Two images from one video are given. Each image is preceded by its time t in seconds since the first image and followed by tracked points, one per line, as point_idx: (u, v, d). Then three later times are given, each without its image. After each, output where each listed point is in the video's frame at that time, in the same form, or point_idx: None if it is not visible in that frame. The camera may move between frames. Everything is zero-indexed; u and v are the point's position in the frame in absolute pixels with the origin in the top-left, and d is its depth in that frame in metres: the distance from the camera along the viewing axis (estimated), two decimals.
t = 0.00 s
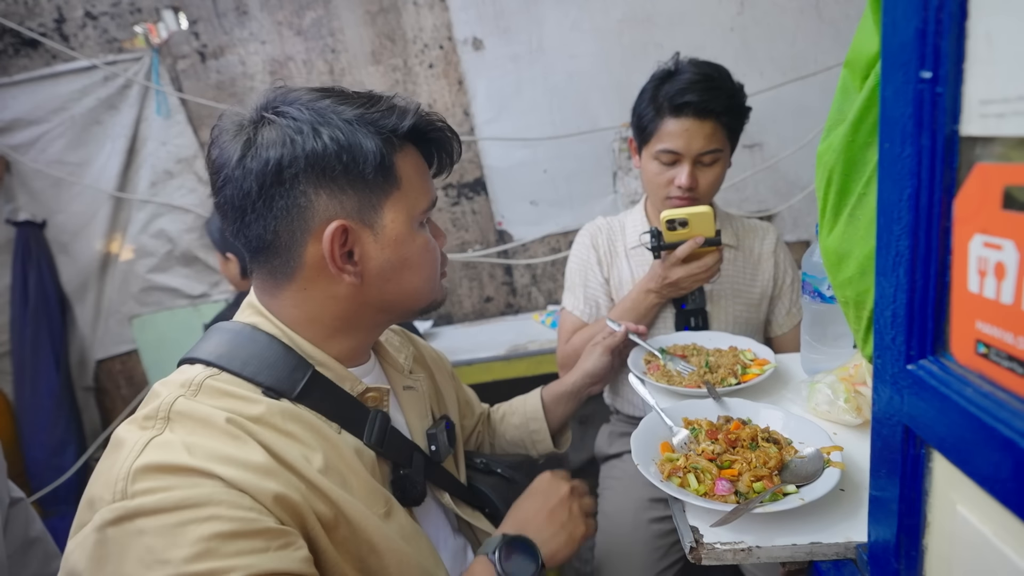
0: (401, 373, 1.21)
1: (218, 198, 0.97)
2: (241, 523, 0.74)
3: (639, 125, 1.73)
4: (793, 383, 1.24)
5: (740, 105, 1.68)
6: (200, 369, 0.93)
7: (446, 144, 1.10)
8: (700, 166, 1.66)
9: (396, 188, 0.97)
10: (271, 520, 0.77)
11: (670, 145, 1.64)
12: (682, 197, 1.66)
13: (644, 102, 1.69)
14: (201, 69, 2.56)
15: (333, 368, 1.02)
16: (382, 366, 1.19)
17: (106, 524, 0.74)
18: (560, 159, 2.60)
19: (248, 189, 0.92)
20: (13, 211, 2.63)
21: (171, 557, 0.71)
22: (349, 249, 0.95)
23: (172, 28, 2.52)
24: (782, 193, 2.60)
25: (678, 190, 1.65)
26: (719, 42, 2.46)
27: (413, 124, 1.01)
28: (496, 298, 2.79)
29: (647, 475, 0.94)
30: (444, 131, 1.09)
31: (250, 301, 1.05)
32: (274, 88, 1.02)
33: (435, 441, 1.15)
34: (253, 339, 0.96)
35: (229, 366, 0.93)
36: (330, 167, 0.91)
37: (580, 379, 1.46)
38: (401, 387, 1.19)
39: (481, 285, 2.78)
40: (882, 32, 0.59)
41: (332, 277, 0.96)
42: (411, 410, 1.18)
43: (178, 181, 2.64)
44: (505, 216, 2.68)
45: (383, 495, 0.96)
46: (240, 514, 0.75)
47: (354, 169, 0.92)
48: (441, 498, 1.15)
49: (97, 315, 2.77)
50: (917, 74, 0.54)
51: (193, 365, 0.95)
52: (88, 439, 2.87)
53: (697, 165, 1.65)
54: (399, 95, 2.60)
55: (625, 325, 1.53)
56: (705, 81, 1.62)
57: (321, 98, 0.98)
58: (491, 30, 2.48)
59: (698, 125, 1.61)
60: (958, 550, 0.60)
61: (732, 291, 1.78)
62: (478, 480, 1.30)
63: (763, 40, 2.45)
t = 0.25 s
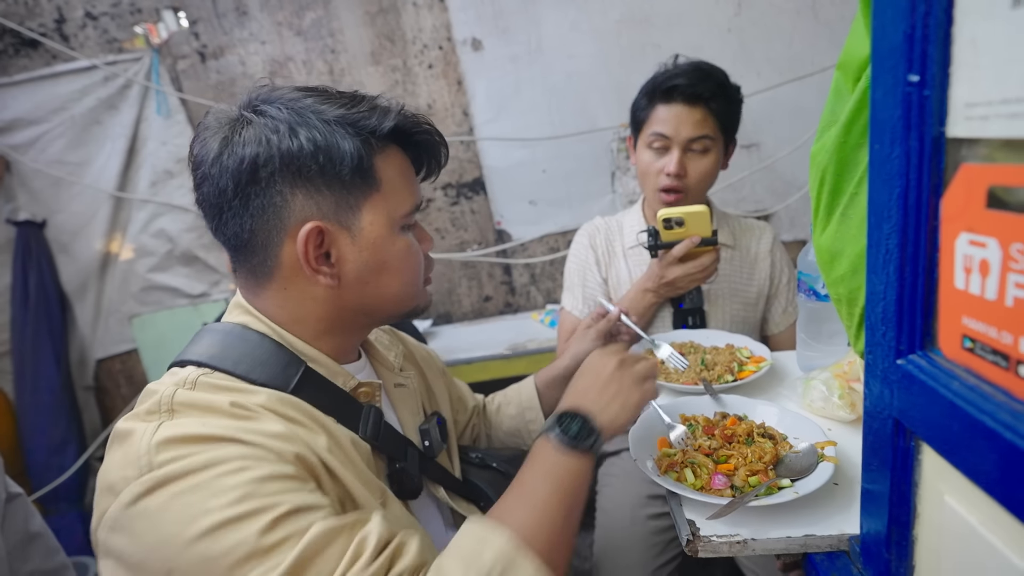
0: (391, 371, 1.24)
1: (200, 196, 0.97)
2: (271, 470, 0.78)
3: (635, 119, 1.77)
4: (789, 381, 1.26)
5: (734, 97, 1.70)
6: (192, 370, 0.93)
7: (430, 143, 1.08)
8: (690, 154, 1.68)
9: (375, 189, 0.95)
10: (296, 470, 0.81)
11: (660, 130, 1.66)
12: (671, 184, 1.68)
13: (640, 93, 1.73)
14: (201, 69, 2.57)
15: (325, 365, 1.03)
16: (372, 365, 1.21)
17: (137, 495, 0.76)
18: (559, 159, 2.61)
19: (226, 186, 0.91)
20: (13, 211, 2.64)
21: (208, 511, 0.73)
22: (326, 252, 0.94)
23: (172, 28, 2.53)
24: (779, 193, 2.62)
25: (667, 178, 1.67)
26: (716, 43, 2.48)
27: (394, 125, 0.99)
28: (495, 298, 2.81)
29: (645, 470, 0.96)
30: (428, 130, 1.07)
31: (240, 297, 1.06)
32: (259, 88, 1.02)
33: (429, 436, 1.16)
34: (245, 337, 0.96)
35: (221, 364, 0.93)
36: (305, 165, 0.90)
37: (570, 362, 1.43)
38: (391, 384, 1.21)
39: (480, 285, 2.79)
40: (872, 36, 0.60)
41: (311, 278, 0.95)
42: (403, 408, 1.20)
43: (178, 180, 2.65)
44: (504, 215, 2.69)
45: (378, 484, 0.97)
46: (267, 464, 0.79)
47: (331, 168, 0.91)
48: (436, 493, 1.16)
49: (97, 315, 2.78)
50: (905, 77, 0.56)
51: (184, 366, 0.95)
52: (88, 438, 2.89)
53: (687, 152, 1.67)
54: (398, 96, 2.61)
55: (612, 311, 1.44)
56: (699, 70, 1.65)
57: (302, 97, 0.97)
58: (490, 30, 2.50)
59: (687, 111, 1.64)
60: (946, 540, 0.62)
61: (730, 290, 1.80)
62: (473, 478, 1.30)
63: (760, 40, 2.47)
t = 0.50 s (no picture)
0: (391, 363, 1.25)
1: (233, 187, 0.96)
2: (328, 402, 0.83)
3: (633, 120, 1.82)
4: (784, 377, 1.28)
5: (726, 91, 1.72)
6: (211, 355, 0.92)
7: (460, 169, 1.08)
8: (679, 144, 1.69)
9: (405, 208, 0.94)
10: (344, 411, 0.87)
11: (650, 119, 1.70)
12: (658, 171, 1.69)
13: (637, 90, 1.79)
14: (201, 69, 2.59)
15: (336, 353, 1.03)
16: (374, 358, 1.22)
17: (202, 440, 0.79)
18: (557, 159, 2.63)
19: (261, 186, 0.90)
20: (14, 210, 2.65)
21: (281, 430, 0.77)
22: (351, 261, 0.93)
23: (172, 29, 2.55)
24: (776, 193, 2.65)
25: (655, 166, 1.68)
26: (713, 43, 2.50)
27: (429, 148, 0.98)
28: (494, 296, 2.83)
29: (642, 464, 0.98)
30: (458, 155, 1.07)
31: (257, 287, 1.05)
32: (302, 90, 1.00)
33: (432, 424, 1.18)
34: (263, 324, 0.96)
35: (240, 349, 0.93)
36: (341, 176, 0.89)
37: (563, 342, 1.49)
38: (393, 374, 1.22)
39: (479, 284, 2.81)
40: (861, 42, 0.63)
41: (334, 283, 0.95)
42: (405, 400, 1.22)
43: (178, 180, 2.67)
44: (502, 215, 2.71)
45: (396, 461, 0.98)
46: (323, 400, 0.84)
47: (366, 184, 0.90)
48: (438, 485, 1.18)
49: (97, 314, 2.79)
50: (891, 81, 0.58)
51: (202, 354, 0.94)
52: (89, 437, 2.90)
53: (676, 141, 1.69)
54: (398, 96, 2.63)
55: (602, 288, 1.54)
56: (689, 63, 1.70)
57: (346, 107, 0.96)
58: (489, 31, 2.52)
59: (676, 100, 1.68)
60: (930, 528, 0.64)
61: (727, 289, 1.83)
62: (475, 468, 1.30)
63: (757, 41, 2.49)
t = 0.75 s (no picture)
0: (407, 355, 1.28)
1: (291, 177, 0.97)
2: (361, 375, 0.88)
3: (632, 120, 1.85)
4: (777, 372, 1.31)
5: (724, 93, 1.75)
6: (246, 337, 0.95)
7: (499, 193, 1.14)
8: (679, 146, 1.71)
9: (451, 225, 1.00)
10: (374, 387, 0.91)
11: (650, 122, 1.72)
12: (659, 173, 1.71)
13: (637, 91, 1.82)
14: (201, 70, 2.61)
15: (364, 343, 1.06)
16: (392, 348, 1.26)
17: (244, 404, 0.83)
18: (555, 159, 2.66)
19: (324, 187, 0.92)
20: (15, 210, 2.67)
21: (319, 395, 0.82)
22: (401, 270, 0.98)
23: (173, 29, 2.57)
24: (771, 192, 2.67)
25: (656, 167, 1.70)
26: (709, 44, 2.53)
27: (480, 172, 1.04)
28: (492, 295, 2.85)
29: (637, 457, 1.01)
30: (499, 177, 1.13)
31: (291, 278, 1.08)
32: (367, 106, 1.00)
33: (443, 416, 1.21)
34: (295, 309, 0.99)
35: (272, 331, 0.96)
36: (404, 196, 0.92)
37: (557, 333, 1.52)
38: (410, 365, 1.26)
39: (477, 282, 2.84)
40: (846, 47, 0.65)
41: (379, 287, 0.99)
42: (421, 389, 1.25)
43: (178, 180, 2.69)
44: (501, 214, 2.74)
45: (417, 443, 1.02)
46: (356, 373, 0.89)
47: (428, 207, 0.95)
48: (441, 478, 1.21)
49: (98, 313, 2.81)
50: (873, 86, 0.60)
51: (236, 334, 0.97)
52: (90, 435, 2.92)
53: (676, 143, 1.71)
54: (397, 96, 2.65)
55: (595, 279, 1.55)
56: (688, 65, 1.73)
57: (413, 126, 0.99)
58: (487, 32, 2.54)
59: (675, 102, 1.71)
60: (913, 515, 0.67)
61: (722, 287, 1.86)
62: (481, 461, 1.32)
63: (752, 42, 2.52)
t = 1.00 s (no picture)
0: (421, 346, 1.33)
1: (300, 182, 1.09)
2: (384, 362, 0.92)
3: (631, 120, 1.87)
4: (769, 368, 1.34)
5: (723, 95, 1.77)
6: (275, 321, 1.00)
7: (490, 162, 1.21)
8: (679, 146, 1.74)
9: (446, 186, 1.05)
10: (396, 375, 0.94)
11: (651, 123, 1.74)
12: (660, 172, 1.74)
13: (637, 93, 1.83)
14: (201, 71, 2.63)
15: (382, 330, 1.12)
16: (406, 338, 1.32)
17: (276, 381, 0.86)
18: (553, 159, 2.68)
19: (324, 171, 1.04)
20: (16, 210, 2.69)
21: (346, 377, 0.85)
22: (399, 234, 1.03)
23: (173, 30, 2.59)
24: (768, 192, 2.70)
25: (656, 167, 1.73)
26: (705, 45, 2.55)
27: (467, 139, 1.11)
28: (491, 294, 2.88)
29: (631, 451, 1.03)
30: (489, 151, 1.20)
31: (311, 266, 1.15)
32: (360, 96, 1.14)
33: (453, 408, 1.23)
34: (321, 297, 1.05)
35: (299, 316, 1.01)
36: (393, 158, 1.01)
37: (556, 331, 1.55)
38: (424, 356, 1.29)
39: (476, 281, 2.86)
40: (828, 53, 0.67)
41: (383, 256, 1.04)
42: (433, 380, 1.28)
43: (179, 180, 2.71)
44: (500, 213, 2.76)
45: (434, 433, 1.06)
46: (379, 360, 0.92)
47: (415, 165, 1.01)
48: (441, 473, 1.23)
49: (100, 312, 2.83)
50: (853, 91, 0.63)
51: (266, 319, 1.03)
52: (91, 434, 2.94)
53: (676, 143, 1.73)
54: (396, 97, 2.67)
55: (591, 283, 1.56)
56: (687, 67, 1.75)
57: (400, 104, 1.09)
58: (486, 33, 2.56)
59: (676, 103, 1.73)
60: (894, 503, 0.69)
61: (718, 285, 1.88)
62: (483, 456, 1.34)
63: (748, 43, 2.54)
